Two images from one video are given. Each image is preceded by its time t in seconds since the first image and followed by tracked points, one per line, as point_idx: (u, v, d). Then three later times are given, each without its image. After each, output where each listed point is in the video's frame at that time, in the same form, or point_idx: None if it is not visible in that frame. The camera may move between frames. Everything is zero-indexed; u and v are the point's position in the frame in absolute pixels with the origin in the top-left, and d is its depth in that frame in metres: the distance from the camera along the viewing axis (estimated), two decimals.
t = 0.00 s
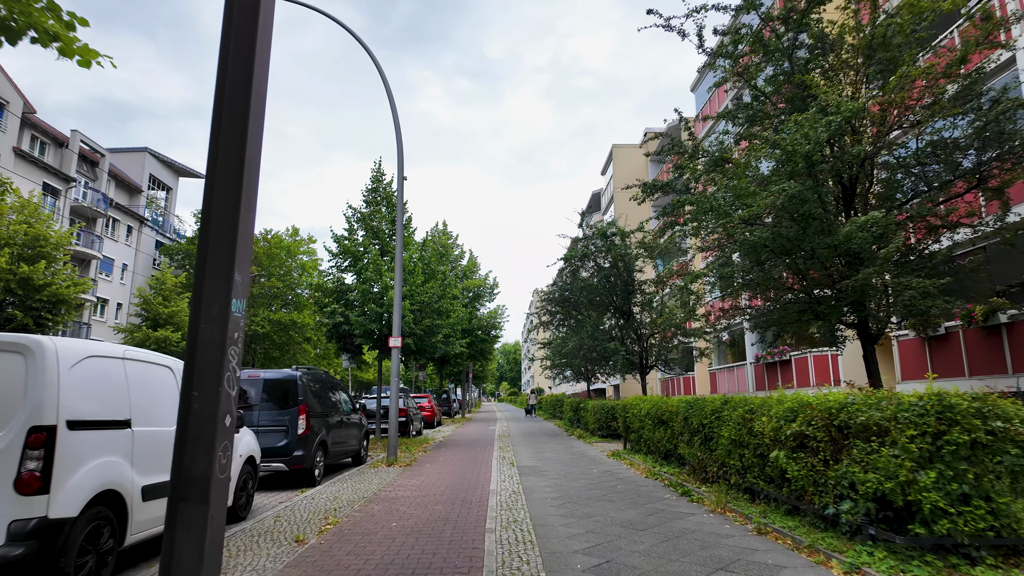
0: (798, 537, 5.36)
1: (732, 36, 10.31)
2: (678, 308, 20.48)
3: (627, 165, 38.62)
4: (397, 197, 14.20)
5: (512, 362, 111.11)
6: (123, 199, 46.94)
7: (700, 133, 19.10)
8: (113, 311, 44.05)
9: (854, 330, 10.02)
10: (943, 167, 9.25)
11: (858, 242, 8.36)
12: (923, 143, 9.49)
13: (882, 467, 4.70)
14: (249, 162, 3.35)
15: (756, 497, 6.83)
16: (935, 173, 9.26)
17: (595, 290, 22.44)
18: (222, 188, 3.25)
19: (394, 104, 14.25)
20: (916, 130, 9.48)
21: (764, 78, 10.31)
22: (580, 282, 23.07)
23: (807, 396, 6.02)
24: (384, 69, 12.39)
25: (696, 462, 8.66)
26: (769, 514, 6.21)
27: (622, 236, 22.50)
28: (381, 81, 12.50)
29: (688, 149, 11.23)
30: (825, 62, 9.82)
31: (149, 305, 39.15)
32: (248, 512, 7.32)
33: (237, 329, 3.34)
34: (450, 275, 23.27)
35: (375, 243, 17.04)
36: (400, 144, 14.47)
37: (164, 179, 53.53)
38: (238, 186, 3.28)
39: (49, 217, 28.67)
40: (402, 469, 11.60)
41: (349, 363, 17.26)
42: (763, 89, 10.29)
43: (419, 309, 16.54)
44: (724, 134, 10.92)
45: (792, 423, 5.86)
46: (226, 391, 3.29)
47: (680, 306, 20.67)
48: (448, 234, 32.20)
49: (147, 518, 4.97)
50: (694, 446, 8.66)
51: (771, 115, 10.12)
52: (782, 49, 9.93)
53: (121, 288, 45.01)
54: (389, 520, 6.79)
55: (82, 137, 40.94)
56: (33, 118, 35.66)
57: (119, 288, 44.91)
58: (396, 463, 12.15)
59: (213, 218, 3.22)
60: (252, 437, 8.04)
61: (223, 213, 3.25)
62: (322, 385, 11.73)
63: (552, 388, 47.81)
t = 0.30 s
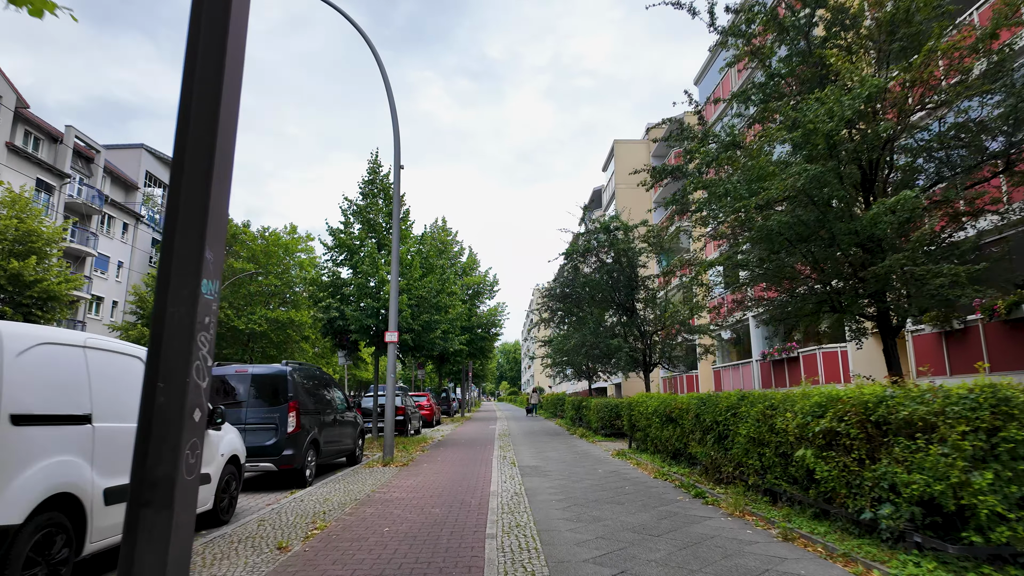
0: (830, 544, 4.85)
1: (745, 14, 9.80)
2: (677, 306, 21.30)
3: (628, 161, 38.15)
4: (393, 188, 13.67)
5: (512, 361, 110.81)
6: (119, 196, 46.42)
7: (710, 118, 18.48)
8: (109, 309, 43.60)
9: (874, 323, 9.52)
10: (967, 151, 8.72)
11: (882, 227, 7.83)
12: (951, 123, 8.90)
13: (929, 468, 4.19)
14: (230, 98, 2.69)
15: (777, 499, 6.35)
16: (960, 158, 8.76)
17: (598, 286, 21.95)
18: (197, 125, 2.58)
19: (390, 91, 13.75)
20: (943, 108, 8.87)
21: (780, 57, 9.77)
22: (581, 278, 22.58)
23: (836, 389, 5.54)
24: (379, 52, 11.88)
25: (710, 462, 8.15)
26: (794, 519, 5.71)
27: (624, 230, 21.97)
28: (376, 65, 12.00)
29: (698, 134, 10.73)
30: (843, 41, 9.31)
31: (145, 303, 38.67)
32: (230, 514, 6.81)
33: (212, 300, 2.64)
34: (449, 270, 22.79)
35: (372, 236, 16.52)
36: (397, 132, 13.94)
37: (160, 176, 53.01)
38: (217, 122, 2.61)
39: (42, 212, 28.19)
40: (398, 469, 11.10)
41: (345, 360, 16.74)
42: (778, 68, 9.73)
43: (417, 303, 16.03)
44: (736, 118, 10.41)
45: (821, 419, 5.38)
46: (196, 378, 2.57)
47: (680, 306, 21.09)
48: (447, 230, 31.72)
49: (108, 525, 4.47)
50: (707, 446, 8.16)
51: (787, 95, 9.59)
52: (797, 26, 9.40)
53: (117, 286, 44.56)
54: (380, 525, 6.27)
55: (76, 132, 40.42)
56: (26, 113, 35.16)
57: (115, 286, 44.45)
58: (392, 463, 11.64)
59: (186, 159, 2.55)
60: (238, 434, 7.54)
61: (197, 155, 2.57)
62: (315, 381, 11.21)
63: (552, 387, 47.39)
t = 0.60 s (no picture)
0: (867, 568, 4.35)
1: None
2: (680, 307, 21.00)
3: (629, 159, 37.63)
4: (388, 182, 13.14)
5: (511, 361, 110.21)
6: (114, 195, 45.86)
7: (720, 105, 17.81)
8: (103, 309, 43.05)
9: (894, 322, 9.00)
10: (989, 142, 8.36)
11: (908, 220, 7.32)
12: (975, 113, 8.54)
13: (985, 487, 3.68)
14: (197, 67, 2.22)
15: (800, 513, 5.85)
16: (985, 149, 8.33)
17: (599, 285, 21.47)
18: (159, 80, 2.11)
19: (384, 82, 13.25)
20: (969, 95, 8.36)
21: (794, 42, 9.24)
22: (582, 276, 22.06)
23: (868, 395, 5.04)
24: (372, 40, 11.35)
25: (723, 470, 7.65)
26: (822, 537, 5.19)
27: (627, 228, 21.46)
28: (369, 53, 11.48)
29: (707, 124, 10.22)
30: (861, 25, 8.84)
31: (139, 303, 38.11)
32: (207, 529, 6.30)
33: (174, 295, 2.14)
34: (447, 269, 22.27)
35: (367, 233, 16.00)
36: (393, 124, 13.43)
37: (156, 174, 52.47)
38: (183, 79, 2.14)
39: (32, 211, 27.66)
40: (392, 476, 10.57)
41: (339, 362, 16.20)
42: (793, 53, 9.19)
43: (413, 302, 15.52)
44: (747, 106, 9.88)
45: (852, 428, 4.89)
46: (153, 389, 2.06)
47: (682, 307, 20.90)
48: (445, 229, 31.20)
49: (57, 550, 3.97)
50: (721, 453, 7.64)
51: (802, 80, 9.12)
52: (813, 8, 8.86)
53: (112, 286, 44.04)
54: (368, 543, 5.76)
55: (70, 130, 39.89)
56: (18, 110, 34.65)
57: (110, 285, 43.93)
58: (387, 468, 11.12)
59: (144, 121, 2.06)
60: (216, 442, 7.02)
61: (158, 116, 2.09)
62: (305, 383, 10.69)
63: (552, 388, 46.84)
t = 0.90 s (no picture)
0: None
1: None
2: (685, 302, 20.51)
3: (631, 155, 37.14)
4: (385, 171, 12.65)
5: (511, 361, 109.70)
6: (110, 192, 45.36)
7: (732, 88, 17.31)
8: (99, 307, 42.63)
9: (918, 315, 8.51)
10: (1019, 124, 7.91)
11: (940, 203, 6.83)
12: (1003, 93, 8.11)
13: None
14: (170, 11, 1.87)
15: (831, 518, 5.38)
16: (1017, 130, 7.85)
17: (603, 281, 21.04)
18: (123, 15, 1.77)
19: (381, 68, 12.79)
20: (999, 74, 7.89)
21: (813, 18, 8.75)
22: (585, 272, 21.60)
23: (913, 388, 4.57)
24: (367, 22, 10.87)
25: (741, 470, 7.18)
26: (858, 546, 4.70)
27: (630, 222, 21.00)
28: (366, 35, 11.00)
29: (721, 107, 9.75)
30: None
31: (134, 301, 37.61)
32: (185, 535, 5.81)
33: (135, 270, 1.77)
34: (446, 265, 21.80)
35: (365, 226, 15.54)
36: (391, 111, 12.96)
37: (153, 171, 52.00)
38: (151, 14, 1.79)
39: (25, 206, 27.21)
40: (389, 476, 10.09)
41: (336, 358, 15.73)
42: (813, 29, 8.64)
43: (411, 297, 15.05)
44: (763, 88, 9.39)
45: (895, 425, 4.42)
46: (109, 379, 1.69)
47: (686, 303, 20.42)
48: (445, 226, 30.75)
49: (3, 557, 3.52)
50: (739, 453, 7.17)
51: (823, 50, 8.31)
52: None
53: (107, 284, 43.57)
54: (361, 550, 5.27)
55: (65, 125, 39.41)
56: (12, 105, 34.20)
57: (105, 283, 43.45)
58: (383, 468, 10.63)
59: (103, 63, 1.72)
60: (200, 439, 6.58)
61: (121, 56, 1.74)
62: (298, 379, 10.20)
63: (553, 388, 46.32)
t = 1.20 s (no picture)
0: None
1: None
2: (689, 302, 20.05)
3: (633, 152, 36.65)
4: (380, 165, 12.16)
5: (511, 362, 109.24)
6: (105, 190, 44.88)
7: (743, 74, 16.74)
8: (94, 307, 42.17)
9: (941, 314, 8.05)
10: None
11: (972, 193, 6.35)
12: None
13: None
14: None
15: (861, 534, 4.94)
16: None
17: (604, 279, 20.58)
18: None
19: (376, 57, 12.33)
20: None
21: None
22: (586, 271, 21.16)
23: (960, 392, 4.14)
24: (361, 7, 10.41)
25: (758, 479, 6.72)
26: (894, 567, 4.26)
27: (633, 220, 20.54)
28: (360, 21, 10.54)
29: (731, 96, 9.28)
30: None
31: (129, 300, 37.17)
32: (157, 551, 5.36)
33: (79, 259, 1.51)
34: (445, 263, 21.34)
35: (360, 223, 15.06)
36: (386, 103, 12.48)
37: (150, 170, 51.51)
38: None
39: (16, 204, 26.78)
40: (383, 482, 9.63)
41: (331, 359, 15.28)
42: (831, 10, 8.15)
43: (408, 296, 14.60)
44: (775, 74, 8.91)
45: (941, 433, 3.98)
46: (43, 384, 1.42)
47: (690, 302, 19.96)
48: (444, 224, 30.28)
49: None
50: (756, 460, 6.70)
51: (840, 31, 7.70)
52: None
53: (103, 284, 43.13)
54: (349, 569, 4.81)
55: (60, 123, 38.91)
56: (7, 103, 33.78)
57: (101, 283, 43.01)
58: (378, 474, 10.17)
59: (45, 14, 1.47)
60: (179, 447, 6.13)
61: (64, 8, 1.49)
62: (288, 381, 9.73)
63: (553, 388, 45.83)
